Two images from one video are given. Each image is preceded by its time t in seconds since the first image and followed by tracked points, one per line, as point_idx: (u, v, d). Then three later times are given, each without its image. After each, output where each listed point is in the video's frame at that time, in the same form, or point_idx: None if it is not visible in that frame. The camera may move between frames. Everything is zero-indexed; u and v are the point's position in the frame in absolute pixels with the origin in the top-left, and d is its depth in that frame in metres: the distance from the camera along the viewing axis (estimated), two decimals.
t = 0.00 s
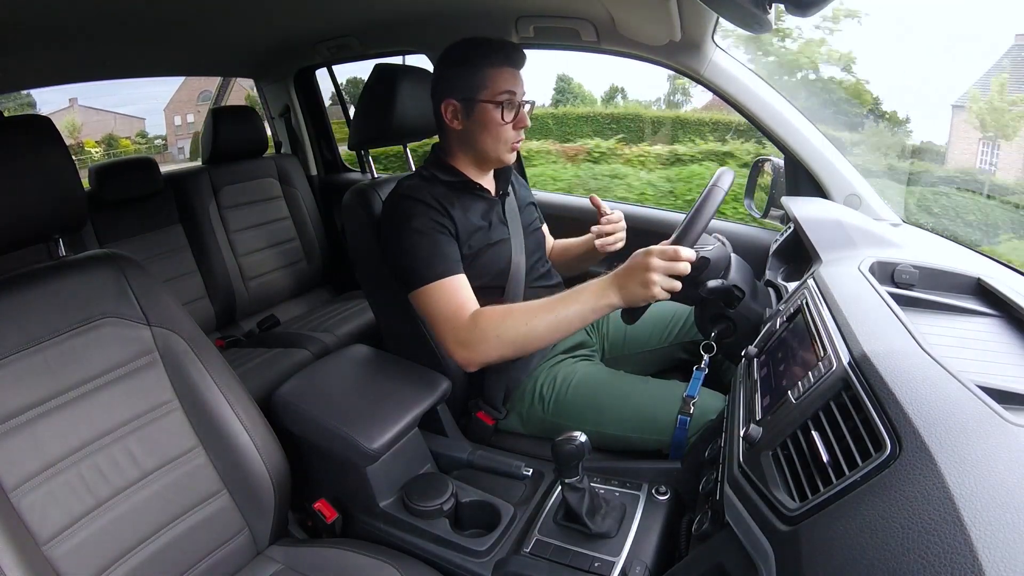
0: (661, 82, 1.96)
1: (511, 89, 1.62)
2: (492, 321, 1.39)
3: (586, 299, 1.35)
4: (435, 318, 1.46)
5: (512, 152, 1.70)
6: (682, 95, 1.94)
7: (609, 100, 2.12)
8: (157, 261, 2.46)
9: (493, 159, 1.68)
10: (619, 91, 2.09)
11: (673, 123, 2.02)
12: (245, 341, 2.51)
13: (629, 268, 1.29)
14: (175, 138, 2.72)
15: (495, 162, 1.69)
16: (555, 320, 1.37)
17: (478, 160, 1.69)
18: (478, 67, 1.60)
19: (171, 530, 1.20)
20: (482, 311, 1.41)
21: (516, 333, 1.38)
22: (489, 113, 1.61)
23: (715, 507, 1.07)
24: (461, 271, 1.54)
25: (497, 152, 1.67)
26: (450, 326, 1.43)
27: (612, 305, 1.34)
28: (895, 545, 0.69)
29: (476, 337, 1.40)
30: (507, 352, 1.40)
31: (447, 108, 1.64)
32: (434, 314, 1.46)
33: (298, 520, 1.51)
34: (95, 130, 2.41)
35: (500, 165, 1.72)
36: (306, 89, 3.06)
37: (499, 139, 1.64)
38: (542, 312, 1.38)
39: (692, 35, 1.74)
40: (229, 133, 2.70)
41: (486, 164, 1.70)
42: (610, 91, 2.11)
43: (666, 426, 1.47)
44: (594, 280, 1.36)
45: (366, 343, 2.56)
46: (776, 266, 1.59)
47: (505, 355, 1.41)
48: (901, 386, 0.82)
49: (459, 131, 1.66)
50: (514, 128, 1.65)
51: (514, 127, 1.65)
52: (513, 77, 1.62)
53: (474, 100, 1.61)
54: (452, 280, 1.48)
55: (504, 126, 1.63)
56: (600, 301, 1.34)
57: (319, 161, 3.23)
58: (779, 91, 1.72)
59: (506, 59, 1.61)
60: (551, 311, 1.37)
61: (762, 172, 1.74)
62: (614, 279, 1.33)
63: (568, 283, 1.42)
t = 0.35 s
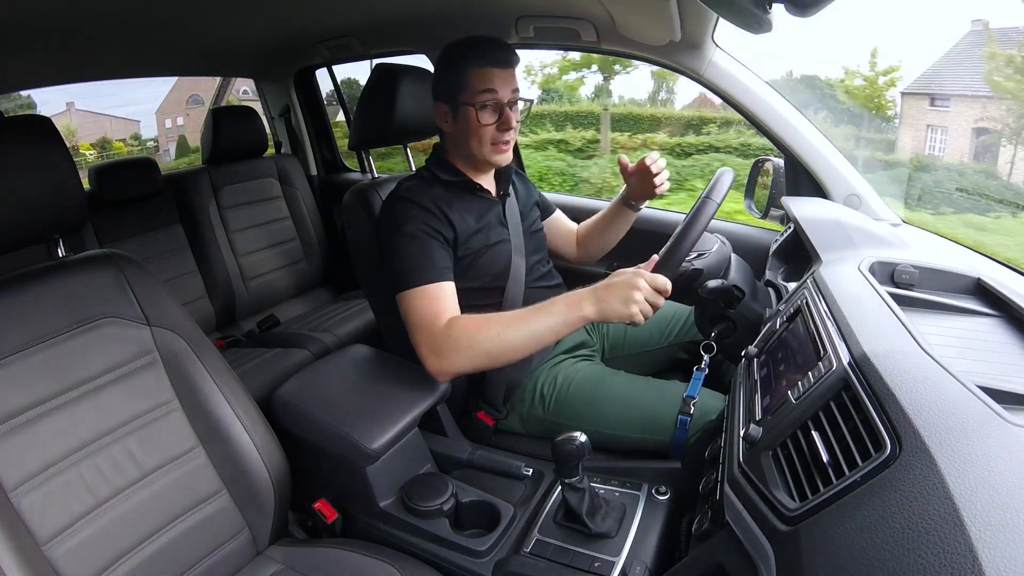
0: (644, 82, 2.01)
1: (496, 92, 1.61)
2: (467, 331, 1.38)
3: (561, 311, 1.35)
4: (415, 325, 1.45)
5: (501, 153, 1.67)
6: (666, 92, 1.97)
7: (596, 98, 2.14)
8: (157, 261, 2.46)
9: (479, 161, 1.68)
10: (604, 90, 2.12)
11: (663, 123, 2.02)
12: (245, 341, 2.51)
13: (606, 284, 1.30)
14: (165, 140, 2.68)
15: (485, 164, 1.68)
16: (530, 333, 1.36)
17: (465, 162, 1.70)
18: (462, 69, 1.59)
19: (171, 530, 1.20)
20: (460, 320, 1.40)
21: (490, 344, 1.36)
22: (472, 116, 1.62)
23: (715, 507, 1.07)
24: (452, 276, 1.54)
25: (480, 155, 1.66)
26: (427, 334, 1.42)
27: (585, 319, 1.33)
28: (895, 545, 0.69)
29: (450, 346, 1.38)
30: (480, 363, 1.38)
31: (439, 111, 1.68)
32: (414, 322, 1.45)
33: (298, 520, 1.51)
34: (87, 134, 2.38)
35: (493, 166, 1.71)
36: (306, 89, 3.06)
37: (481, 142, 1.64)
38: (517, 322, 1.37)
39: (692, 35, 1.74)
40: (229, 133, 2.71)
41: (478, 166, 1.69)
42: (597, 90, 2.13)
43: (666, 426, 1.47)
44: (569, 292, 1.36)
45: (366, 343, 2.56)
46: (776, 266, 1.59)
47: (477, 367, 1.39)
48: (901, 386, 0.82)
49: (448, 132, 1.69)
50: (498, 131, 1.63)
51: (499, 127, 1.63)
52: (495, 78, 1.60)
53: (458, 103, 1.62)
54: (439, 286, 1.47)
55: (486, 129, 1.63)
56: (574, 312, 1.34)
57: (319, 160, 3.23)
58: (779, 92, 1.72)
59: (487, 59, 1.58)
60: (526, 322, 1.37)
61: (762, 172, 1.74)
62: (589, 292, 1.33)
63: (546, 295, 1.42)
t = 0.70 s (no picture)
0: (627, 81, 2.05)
1: (479, 88, 1.62)
2: (415, 324, 1.37)
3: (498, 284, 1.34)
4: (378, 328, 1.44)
5: (488, 150, 1.66)
6: (647, 91, 2.01)
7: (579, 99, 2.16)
8: (157, 262, 2.46)
9: (469, 160, 1.68)
10: (589, 88, 2.14)
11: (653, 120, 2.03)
12: (245, 341, 2.51)
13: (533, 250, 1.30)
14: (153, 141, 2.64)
15: (472, 162, 1.68)
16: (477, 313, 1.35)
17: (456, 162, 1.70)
18: (444, 69, 1.62)
19: (171, 530, 1.20)
20: (410, 315, 1.39)
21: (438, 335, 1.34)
22: (457, 114, 1.63)
23: (715, 507, 1.07)
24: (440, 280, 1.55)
25: (468, 153, 1.66)
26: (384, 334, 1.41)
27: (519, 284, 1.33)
28: (895, 546, 0.69)
29: (402, 342, 1.37)
30: (432, 356, 1.36)
31: (428, 114, 1.71)
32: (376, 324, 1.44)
33: (298, 520, 1.51)
34: (78, 135, 2.34)
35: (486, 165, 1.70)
36: (306, 89, 3.06)
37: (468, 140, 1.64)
38: (459, 306, 1.35)
39: (692, 35, 1.74)
40: (229, 133, 2.71)
41: (468, 165, 1.70)
42: (580, 89, 2.15)
43: (666, 427, 1.47)
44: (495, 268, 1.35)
45: (366, 343, 2.56)
46: (776, 266, 1.59)
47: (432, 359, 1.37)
48: (901, 386, 0.82)
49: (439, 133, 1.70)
50: (484, 128, 1.63)
51: (484, 124, 1.63)
52: (475, 75, 1.61)
53: (444, 103, 1.64)
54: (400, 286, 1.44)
55: (472, 127, 1.63)
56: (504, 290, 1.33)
57: (319, 160, 3.23)
58: (779, 92, 1.72)
59: (465, 57, 1.60)
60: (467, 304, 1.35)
61: (762, 171, 1.74)
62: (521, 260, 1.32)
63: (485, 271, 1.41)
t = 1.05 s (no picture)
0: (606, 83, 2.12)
1: (504, 85, 1.65)
2: (437, 337, 1.44)
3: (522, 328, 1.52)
4: (382, 331, 1.45)
5: (513, 143, 1.70)
6: (627, 94, 2.08)
7: (559, 101, 2.20)
8: (157, 262, 2.46)
9: (495, 155, 1.69)
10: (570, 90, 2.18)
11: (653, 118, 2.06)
12: (245, 341, 2.51)
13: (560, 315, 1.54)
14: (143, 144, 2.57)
15: (498, 156, 1.70)
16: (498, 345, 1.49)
17: (478, 160, 1.70)
18: (469, 65, 1.62)
19: (171, 530, 1.20)
20: (430, 328, 1.45)
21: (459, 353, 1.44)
22: (484, 112, 1.63)
23: (715, 507, 1.07)
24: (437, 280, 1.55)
25: (495, 150, 1.68)
26: (395, 339, 1.43)
27: (541, 335, 1.52)
28: (895, 546, 0.69)
29: (419, 351, 1.41)
30: (448, 371, 1.43)
31: (442, 113, 1.66)
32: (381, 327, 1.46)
33: (298, 520, 1.51)
34: (73, 137, 2.29)
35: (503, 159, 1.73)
36: (306, 89, 3.06)
37: (497, 136, 1.66)
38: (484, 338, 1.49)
39: (692, 35, 1.74)
40: (229, 133, 2.71)
41: (490, 160, 1.71)
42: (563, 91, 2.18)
43: (666, 427, 1.47)
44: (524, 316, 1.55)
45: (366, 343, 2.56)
46: (776, 266, 1.59)
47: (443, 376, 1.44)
48: (901, 386, 0.82)
49: (455, 134, 1.68)
50: (512, 123, 1.67)
51: (510, 120, 1.67)
52: (503, 72, 1.64)
53: (466, 102, 1.63)
54: (411, 292, 1.47)
55: (501, 123, 1.65)
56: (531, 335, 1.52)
57: (319, 160, 3.23)
58: (779, 92, 1.72)
59: (494, 54, 1.62)
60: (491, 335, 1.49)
61: (762, 172, 1.75)
62: (546, 317, 1.53)
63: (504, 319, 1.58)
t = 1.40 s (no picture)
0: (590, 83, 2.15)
1: (502, 86, 1.64)
2: (448, 352, 1.45)
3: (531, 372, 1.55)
4: (388, 327, 1.45)
5: (510, 144, 1.71)
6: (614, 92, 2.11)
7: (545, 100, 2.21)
8: (157, 262, 2.46)
9: (492, 155, 1.70)
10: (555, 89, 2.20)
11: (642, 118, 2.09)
12: (245, 341, 2.51)
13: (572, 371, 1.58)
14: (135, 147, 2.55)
15: (494, 156, 1.70)
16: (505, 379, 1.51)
17: (474, 159, 1.71)
18: (469, 66, 1.61)
19: (171, 529, 1.20)
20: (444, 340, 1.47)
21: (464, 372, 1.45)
22: (483, 113, 1.63)
23: (715, 507, 1.07)
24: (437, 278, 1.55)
25: (491, 150, 1.68)
26: (403, 339, 1.43)
27: (548, 387, 1.54)
28: (895, 546, 0.69)
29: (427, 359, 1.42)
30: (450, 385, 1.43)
31: (440, 112, 1.66)
32: (387, 323, 1.46)
33: (298, 520, 1.51)
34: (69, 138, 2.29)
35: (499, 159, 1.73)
36: (306, 89, 3.07)
37: (494, 137, 1.66)
38: (493, 366, 1.51)
39: (692, 34, 1.74)
40: (229, 133, 2.71)
41: (486, 160, 1.71)
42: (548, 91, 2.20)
43: (666, 427, 1.48)
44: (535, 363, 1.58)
45: (366, 343, 2.56)
46: (776, 266, 1.58)
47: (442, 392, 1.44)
48: (901, 386, 0.82)
49: (452, 133, 1.68)
50: (509, 124, 1.68)
51: (507, 121, 1.67)
52: (503, 73, 1.64)
53: (465, 102, 1.63)
54: (423, 295, 1.48)
55: (498, 124, 1.65)
56: (540, 378, 1.55)
57: (319, 160, 3.23)
58: (779, 92, 1.71)
59: (494, 56, 1.63)
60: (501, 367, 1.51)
61: (762, 172, 1.74)
62: (557, 373, 1.57)
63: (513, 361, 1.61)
